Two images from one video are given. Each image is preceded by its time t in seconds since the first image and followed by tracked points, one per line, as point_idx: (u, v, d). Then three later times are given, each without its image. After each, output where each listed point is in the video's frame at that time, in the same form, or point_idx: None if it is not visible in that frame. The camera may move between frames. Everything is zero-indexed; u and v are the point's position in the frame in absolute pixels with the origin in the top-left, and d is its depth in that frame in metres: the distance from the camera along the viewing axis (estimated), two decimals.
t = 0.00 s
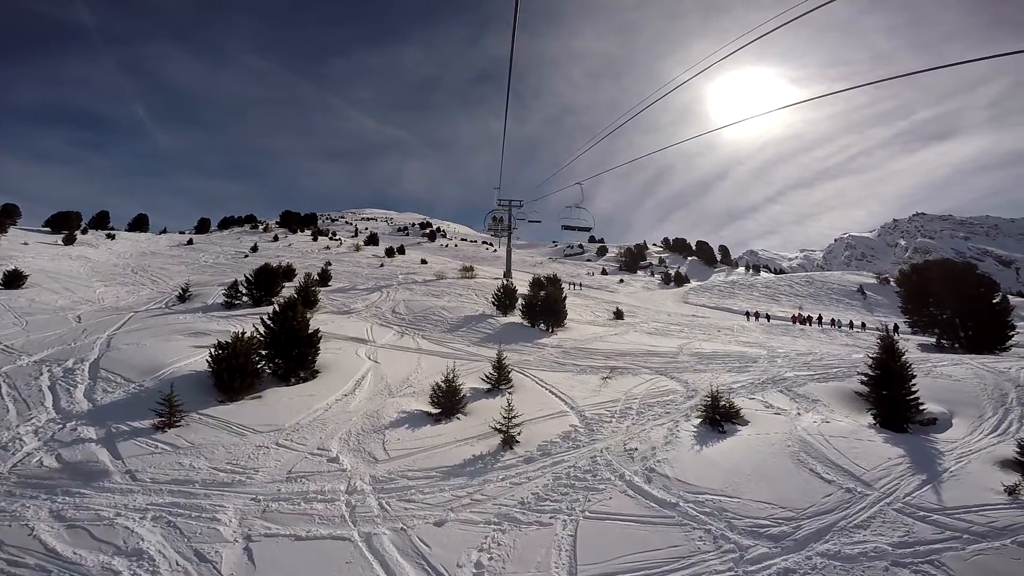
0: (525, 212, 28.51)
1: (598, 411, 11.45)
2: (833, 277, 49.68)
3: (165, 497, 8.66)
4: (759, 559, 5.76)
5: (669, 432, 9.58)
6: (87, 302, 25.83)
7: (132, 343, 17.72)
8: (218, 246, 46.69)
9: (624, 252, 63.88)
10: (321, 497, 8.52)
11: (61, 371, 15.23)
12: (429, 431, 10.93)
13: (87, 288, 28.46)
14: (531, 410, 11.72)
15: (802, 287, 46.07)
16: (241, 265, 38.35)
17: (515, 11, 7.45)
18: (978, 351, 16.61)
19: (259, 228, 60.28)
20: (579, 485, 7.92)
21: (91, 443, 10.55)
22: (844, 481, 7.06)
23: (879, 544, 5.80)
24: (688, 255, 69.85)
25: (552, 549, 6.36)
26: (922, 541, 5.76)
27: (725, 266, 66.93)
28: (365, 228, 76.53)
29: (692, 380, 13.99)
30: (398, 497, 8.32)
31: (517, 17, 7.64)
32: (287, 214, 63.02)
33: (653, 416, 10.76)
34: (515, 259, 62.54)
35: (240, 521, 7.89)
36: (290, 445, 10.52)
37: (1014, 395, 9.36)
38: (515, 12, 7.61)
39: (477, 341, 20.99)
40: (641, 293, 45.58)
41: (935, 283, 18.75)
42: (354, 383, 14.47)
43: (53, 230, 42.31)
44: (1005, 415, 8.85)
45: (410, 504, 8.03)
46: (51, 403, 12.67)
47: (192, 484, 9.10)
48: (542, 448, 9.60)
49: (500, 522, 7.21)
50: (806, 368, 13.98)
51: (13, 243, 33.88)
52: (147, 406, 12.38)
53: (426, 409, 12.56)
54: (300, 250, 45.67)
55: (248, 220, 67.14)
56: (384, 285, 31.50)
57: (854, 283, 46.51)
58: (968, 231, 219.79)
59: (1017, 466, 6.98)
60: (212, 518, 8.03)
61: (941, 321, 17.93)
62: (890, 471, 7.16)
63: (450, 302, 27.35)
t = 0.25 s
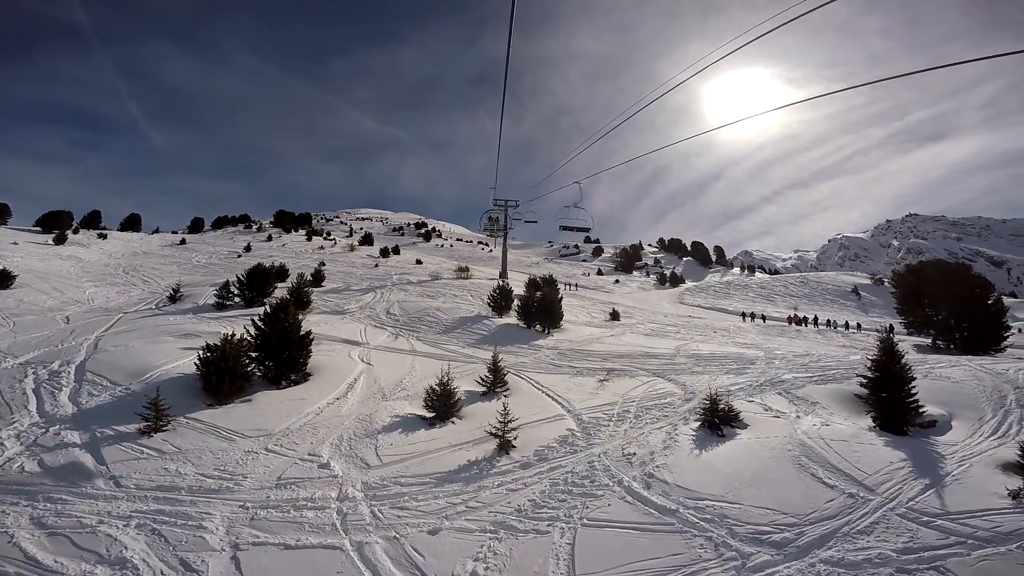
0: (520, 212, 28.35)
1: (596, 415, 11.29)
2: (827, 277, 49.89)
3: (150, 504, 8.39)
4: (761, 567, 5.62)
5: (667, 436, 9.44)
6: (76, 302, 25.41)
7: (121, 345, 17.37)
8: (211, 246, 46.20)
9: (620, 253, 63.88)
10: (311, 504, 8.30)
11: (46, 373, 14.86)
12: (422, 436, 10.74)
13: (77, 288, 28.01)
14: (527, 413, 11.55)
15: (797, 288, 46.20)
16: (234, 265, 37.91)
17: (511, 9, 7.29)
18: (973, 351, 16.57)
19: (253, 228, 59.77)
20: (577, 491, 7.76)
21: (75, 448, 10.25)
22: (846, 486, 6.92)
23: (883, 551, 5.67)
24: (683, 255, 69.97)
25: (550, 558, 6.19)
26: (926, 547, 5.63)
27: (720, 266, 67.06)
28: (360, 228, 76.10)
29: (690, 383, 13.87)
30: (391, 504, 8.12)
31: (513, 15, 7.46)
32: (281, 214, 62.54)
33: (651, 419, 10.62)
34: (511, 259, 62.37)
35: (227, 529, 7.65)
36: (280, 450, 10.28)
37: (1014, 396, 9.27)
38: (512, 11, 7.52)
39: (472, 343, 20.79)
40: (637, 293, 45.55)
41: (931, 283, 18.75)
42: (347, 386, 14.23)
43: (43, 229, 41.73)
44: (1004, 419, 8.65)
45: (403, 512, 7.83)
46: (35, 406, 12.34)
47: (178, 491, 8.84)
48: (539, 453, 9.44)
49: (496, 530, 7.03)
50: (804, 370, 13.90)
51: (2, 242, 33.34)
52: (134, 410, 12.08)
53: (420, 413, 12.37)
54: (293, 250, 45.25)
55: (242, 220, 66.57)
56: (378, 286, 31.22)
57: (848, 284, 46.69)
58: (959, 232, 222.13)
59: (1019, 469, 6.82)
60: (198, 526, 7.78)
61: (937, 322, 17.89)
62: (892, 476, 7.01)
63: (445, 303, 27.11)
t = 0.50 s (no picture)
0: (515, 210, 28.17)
1: (591, 416, 11.16)
2: (820, 276, 50.17)
3: (134, 509, 8.14)
4: (762, 571, 5.51)
5: (663, 438, 9.33)
6: (63, 301, 24.89)
7: (107, 345, 16.98)
8: (201, 244, 45.58)
9: (614, 251, 63.88)
10: (301, 509, 8.09)
11: (28, 375, 14.47)
12: (415, 438, 10.56)
13: (63, 287, 27.46)
14: (522, 414, 11.40)
15: (789, 287, 46.44)
16: (225, 263, 37.36)
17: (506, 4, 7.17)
18: (965, 351, 16.65)
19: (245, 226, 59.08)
20: (573, 495, 7.63)
21: (57, 452, 9.94)
22: (845, 488, 6.83)
23: (884, 554, 5.58)
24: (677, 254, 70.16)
25: (547, 564, 6.03)
26: (927, 550, 5.55)
27: (714, 265, 67.30)
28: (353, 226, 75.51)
29: (685, 382, 13.80)
30: (383, 509, 7.94)
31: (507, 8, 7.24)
32: (273, 212, 61.87)
33: (647, 420, 10.51)
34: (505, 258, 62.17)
35: (214, 536, 7.42)
36: (268, 454, 10.05)
37: (1010, 395, 9.26)
38: (507, 5, 7.40)
39: (466, 342, 20.59)
40: (631, 292, 45.56)
41: (924, 283, 18.81)
42: (338, 388, 13.98)
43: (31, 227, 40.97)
44: (1000, 418, 8.58)
45: (395, 517, 7.65)
46: (17, 409, 11.98)
47: (163, 496, 8.58)
48: (534, 455, 9.28)
49: (491, 535, 6.87)
50: (799, 369, 13.86)
51: None
52: (118, 412, 11.77)
53: (413, 414, 12.18)
54: (285, 248, 44.71)
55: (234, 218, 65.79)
56: (371, 284, 30.90)
57: (840, 283, 46.99)
58: (947, 231, 225.13)
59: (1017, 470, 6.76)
60: (184, 532, 7.54)
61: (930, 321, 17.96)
62: (891, 477, 6.94)
63: (439, 302, 26.86)
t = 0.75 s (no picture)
0: (509, 210, 28.01)
1: (587, 419, 11.01)
2: (812, 276, 50.49)
3: (116, 516, 7.85)
4: None
5: (660, 441, 9.21)
6: (48, 301, 24.35)
7: (91, 347, 16.56)
8: (192, 243, 44.93)
9: (607, 251, 63.92)
10: (289, 517, 7.85)
11: (9, 377, 14.05)
12: (407, 443, 10.36)
13: (49, 286, 26.89)
14: (516, 418, 11.22)
15: (782, 287, 46.70)
16: (215, 263, 36.82)
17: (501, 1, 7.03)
18: (958, 351, 16.95)
19: (236, 225, 58.39)
20: (569, 501, 7.48)
21: (36, 457, 9.60)
22: (845, 492, 6.72)
23: (886, 559, 5.47)
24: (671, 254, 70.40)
25: (543, 574, 5.86)
26: (930, 555, 5.43)
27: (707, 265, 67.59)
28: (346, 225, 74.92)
29: (681, 384, 13.72)
30: (374, 517, 7.72)
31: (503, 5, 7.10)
32: (265, 211, 61.19)
33: (643, 423, 10.39)
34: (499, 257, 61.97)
35: (199, 544, 7.17)
36: (255, 459, 9.80)
37: (1007, 397, 9.21)
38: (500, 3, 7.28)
39: (460, 343, 20.37)
40: (625, 291, 45.59)
41: (917, 283, 18.87)
42: (329, 391, 13.71)
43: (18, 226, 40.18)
44: (996, 419, 8.54)
45: (387, 525, 7.43)
46: None
47: (146, 503, 8.30)
48: (529, 460, 9.12)
49: (486, 543, 6.68)
50: (795, 371, 13.81)
51: None
52: (101, 416, 11.42)
53: (406, 418, 11.97)
54: (277, 247, 44.19)
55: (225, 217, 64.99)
56: (364, 285, 30.56)
57: (832, 283, 47.34)
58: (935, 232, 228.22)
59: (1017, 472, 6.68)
60: (168, 540, 7.27)
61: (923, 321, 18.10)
62: (891, 481, 6.83)
63: (432, 302, 26.61)
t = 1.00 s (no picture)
0: (502, 208, 27.82)
1: (581, 420, 10.90)
2: (803, 275, 50.89)
3: (98, 521, 7.59)
4: None
5: (655, 443, 9.13)
6: (31, 299, 23.77)
7: (74, 346, 16.15)
8: (180, 240, 44.22)
9: (601, 249, 63.95)
10: (276, 522, 7.63)
11: None
12: (398, 445, 10.20)
13: (32, 283, 26.26)
14: (509, 419, 11.08)
15: (774, 285, 47.01)
16: (204, 260, 36.24)
17: None
18: (948, 351, 17.16)
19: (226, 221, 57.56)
20: (565, 505, 7.36)
21: (14, 461, 9.29)
22: (842, 494, 6.65)
23: (885, 563, 5.38)
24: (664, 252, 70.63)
25: None
26: (928, 558, 5.36)
27: (700, 263, 67.86)
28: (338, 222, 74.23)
29: (675, 384, 13.68)
30: (364, 521, 7.53)
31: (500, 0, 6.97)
32: (255, 208, 60.42)
33: (638, 424, 10.31)
34: (493, 255, 61.74)
35: (184, 550, 6.94)
36: (243, 462, 9.57)
37: (999, 397, 9.22)
38: None
39: (453, 342, 20.17)
40: (618, 290, 45.61)
41: (909, 283, 18.95)
42: (319, 392, 13.46)
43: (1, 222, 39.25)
44: (989, 419, 8.52)
45: (377, 530, 7.25)
46: None
47: (129, 507, 8.04)
48: (523, 463, 9.01)
49: (480, 549, 6.53)
50: (789, 371, 13.81)
51: None
52: (82, 417, 11.09)
53: (397, 419, 11.80)
54: (267, 244, 43.61)
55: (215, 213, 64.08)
56: (356, 282, 30.23)
57: (823, 282, 47.71)
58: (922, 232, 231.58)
59: (1012, 473, 6.64)
60: (151, 546, 7.03)
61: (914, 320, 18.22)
62: (888, 483, 6.75)
63: (425, 300, 26.36)
